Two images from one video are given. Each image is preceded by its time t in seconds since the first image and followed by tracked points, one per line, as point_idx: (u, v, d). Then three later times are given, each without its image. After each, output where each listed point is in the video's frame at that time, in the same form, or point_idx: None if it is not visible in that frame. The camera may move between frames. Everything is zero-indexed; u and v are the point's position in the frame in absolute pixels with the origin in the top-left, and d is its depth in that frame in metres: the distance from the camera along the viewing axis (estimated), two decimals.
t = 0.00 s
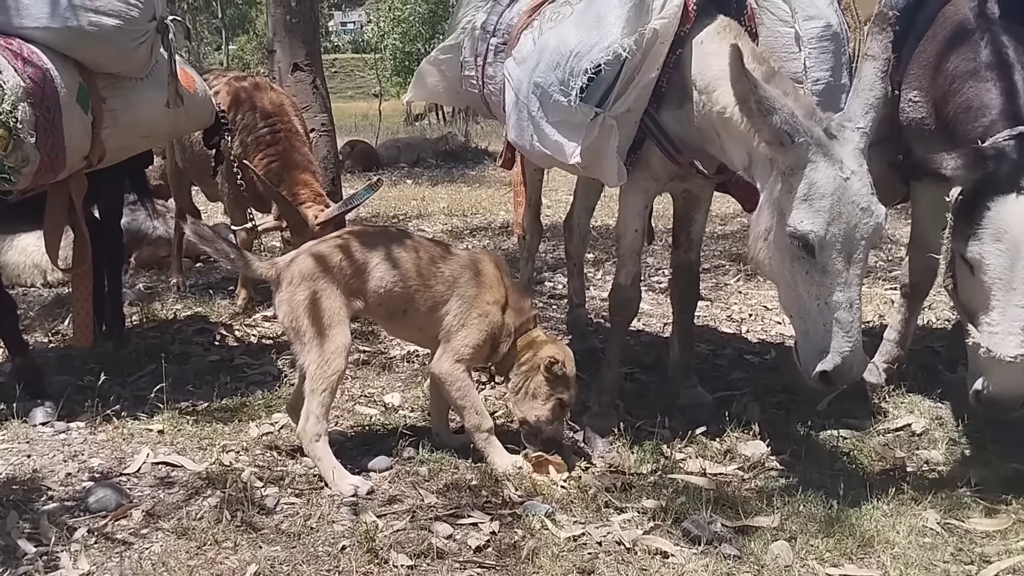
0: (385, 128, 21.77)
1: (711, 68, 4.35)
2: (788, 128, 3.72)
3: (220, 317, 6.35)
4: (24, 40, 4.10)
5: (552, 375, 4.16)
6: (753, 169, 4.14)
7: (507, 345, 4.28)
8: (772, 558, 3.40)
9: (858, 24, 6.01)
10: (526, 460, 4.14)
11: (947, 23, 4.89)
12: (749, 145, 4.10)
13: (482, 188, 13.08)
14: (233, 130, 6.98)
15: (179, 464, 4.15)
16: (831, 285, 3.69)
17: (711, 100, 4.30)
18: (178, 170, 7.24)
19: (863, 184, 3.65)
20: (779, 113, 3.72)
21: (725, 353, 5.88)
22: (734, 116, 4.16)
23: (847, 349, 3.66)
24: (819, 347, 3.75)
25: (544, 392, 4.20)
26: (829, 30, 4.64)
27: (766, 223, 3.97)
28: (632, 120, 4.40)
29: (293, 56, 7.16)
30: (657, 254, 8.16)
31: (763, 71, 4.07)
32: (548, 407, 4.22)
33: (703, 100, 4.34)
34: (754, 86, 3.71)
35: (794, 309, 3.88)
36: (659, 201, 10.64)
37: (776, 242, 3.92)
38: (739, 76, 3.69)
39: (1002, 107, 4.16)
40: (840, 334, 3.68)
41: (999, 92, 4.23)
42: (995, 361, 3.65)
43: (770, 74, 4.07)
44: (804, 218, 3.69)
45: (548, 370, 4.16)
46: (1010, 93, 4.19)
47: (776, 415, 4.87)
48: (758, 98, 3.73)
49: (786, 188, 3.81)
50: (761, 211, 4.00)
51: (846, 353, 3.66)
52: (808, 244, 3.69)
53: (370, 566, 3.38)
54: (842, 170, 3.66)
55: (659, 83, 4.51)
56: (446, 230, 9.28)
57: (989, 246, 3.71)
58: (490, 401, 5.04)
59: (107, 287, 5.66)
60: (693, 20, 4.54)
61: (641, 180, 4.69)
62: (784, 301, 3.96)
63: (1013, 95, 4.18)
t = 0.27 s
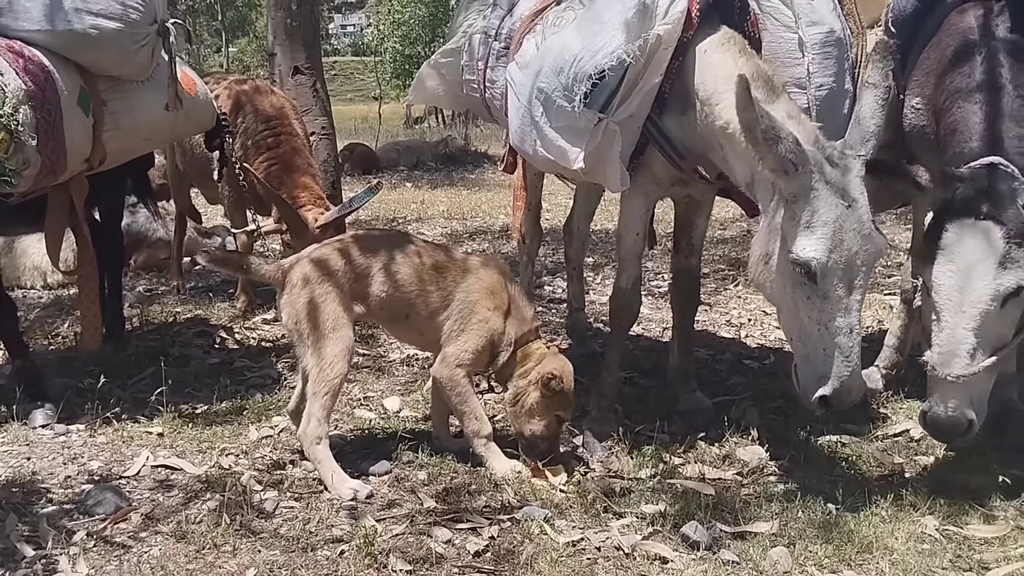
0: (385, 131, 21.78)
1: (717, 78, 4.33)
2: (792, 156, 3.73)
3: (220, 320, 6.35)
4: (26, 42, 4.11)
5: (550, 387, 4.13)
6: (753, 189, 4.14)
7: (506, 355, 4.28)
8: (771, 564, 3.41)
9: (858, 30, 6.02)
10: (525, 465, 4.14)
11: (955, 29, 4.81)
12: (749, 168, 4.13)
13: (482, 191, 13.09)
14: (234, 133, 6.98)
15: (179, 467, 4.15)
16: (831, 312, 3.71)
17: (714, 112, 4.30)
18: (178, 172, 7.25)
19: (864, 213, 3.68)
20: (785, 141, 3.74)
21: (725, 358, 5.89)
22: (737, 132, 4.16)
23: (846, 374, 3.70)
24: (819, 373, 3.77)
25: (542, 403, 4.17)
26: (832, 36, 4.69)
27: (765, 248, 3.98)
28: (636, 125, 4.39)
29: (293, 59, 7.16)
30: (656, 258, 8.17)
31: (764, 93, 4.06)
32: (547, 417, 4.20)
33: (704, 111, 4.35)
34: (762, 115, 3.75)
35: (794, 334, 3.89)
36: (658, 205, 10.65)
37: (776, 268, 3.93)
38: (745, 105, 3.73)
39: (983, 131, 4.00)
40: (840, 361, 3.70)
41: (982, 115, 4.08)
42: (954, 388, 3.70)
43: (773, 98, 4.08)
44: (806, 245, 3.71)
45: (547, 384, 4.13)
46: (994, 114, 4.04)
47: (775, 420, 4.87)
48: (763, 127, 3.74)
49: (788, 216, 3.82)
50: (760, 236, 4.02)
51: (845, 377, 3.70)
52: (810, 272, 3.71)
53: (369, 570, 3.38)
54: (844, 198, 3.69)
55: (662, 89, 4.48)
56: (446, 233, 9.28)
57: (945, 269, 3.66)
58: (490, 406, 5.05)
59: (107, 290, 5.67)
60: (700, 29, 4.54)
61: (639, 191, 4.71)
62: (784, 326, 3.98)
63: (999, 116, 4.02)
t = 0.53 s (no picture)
0: (381, 134, 21.78)
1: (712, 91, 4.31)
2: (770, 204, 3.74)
3: (215, 323, 6.34)
4: (21, 46, 4.10)
5: (552, 372, 4.13)
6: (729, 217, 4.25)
7: (511, 338, 4.24)
8: (765, 565, 3.40)
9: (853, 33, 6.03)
10: (519, 467, 4.14)
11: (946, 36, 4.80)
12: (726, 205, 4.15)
13: (478, 194, 13.09)
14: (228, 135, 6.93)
15: (172, 469, 4.14)
16: (799, 352, 3.77)
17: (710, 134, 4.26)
18: (174, 175, 7.23)
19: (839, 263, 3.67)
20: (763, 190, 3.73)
21: (719, 360, 5.89)
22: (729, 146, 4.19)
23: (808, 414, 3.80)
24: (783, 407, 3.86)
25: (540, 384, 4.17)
26: (830, 39, 4.67)
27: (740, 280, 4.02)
28: (632, 127, 4.40)
29: (289, 62, 7.16)
30: (652, 261, 8.17)
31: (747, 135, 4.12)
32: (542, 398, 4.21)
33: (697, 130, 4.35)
34: (743, 167, 3.76)
35: (763, 366, 3.95)
36: (654, 208, 10.66)
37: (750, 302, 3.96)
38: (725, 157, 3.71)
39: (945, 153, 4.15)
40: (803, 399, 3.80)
41: (946, 136, 4.22)
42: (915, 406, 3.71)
43: (760, 134, 4.16)
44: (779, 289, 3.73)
45: (550, 370, 4.14)
46: (958, 139, 4.18)
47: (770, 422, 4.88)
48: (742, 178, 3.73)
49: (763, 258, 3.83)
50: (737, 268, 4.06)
51: (806, 416, 3.81)
52: (781, 315, 3.75)
53: (362, 573, 3.37)
54: (818, 247, 3.68)
55: (659, 92, 4.50)
56: (442, 236, 9.28)
57: (901, 288, 3.64)
58: (485, 408, 5.05)
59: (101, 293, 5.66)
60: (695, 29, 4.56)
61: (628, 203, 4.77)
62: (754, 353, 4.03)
63: (961, 142, 4.16)
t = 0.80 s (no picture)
0: (376, 133, 21.76)
1: (704, 108, 4.25)
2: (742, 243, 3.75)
3: (210, 323, 6.33)
4: (17, 46, 4.09)
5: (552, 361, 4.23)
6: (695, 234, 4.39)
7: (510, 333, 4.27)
8: (761, 564, 3.41)
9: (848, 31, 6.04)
10: (516, 466, 4.14)
11: (931, 31, 4.83)
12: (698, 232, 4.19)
13: (474, 193, 13.09)
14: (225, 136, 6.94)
15: (168, 470, 4.14)
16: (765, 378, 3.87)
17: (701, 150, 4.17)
18: (169, 175, 7.21)
19: (806, 298, 3.71)
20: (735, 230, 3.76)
21: (715, 359, 5.90)
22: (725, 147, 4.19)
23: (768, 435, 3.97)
24: (748, 425, 4.00)
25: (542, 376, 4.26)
26: (824, 42, 4.69)
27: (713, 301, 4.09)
28: (627, 128, 4.40)
29: (284, 62, 7.14)
30: (648, 259, 8.17)
31: (728, 162, 4.06)
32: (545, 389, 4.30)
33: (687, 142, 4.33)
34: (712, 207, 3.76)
35: (731, 384, 4.05)
36: (650, 206, 10.67)
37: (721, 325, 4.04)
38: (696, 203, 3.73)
39: (915, 166, 4.20)
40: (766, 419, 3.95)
41: (917, 148, 4.26)
42: (879, 412, 3.77)
43: (747, 159, 4.11)
44: (745, 321, 3.80)
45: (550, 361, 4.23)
46: (928, 151, 4.22)
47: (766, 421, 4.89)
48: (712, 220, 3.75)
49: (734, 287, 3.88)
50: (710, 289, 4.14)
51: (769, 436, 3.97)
52: (746, 344, 3.84)
53: (358, 573, 3.37)
54: (786, 283, 3.70)
55: (653, 92, 4.44)
56: (437, 235, 9.27)
57: (866, 300, 3.68)
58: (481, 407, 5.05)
59: (96, 293, 5.65)
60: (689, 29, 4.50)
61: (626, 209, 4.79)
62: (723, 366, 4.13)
63: (932, 155, 4.20)
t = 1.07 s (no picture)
0: (375, 135, 21.77)
1: (699, 113, 4.15)
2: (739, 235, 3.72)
3: (210, 325, 6.34)
4: (18, 48, 4.08)
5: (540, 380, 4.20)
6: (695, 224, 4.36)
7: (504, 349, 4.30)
8: (761, 565, 3.42)
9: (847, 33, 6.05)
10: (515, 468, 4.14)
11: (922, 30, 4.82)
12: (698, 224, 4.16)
13: (473, 194, 13.10)
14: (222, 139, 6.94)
15: (168, 472, 4.14)
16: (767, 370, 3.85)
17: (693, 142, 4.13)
18: (169, 177, 7.23)
19: (806, 288, 3.69)
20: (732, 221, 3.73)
21: (714, 360, 5.90)
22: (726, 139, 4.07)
23: (775, 429, 3.92)
24: (752, 420, 3.96)
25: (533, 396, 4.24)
26: (820, 43, 4.64)
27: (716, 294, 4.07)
28: (624, 130, 4.41)
29: (283, 64, 7.15)
30: (647, 261, 8.18)
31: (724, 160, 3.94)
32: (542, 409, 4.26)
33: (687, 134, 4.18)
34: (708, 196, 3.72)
35: (735, 378, 4.03)
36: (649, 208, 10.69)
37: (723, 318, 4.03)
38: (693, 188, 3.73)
39: (891, 171, 4.26)
40: (771, 413, 3.90)
41: (894, 153, 4.31)
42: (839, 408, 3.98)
43: (742, 155, 4.01)
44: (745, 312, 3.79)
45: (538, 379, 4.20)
46: (905, 156, 4.26)
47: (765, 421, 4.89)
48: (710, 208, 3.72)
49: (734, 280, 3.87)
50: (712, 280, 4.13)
51: (775, 431, 3.92)
52: (748, 335, 3.82)
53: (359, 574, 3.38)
54: (785, 274, 3.68)
55: (649, 96, 4.45)
56: (436, 237, 9.27)
57: (831, 293, 3.88)
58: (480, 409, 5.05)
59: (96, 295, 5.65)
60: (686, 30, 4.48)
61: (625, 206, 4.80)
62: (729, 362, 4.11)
63: (909, 161, 4.25)
